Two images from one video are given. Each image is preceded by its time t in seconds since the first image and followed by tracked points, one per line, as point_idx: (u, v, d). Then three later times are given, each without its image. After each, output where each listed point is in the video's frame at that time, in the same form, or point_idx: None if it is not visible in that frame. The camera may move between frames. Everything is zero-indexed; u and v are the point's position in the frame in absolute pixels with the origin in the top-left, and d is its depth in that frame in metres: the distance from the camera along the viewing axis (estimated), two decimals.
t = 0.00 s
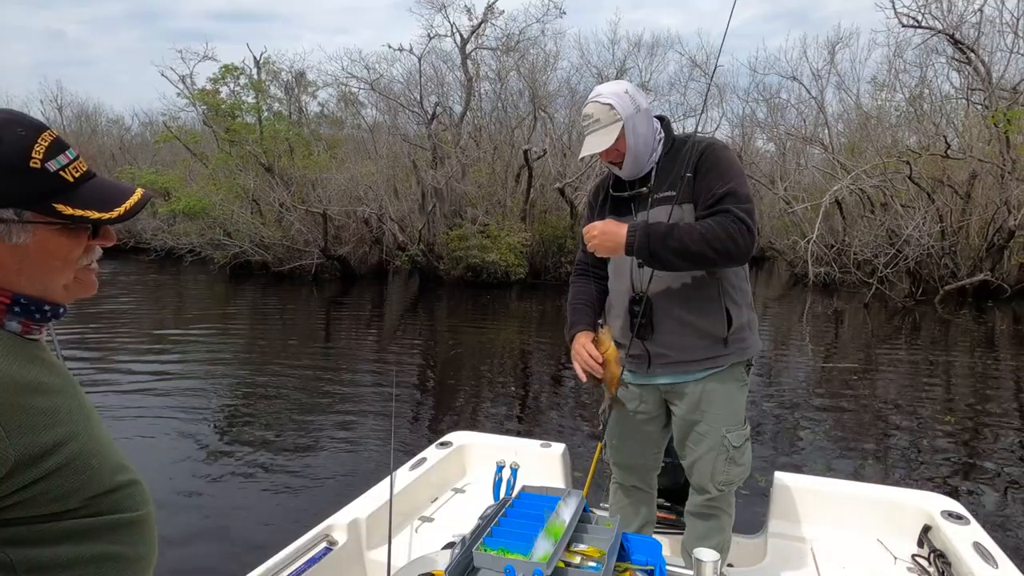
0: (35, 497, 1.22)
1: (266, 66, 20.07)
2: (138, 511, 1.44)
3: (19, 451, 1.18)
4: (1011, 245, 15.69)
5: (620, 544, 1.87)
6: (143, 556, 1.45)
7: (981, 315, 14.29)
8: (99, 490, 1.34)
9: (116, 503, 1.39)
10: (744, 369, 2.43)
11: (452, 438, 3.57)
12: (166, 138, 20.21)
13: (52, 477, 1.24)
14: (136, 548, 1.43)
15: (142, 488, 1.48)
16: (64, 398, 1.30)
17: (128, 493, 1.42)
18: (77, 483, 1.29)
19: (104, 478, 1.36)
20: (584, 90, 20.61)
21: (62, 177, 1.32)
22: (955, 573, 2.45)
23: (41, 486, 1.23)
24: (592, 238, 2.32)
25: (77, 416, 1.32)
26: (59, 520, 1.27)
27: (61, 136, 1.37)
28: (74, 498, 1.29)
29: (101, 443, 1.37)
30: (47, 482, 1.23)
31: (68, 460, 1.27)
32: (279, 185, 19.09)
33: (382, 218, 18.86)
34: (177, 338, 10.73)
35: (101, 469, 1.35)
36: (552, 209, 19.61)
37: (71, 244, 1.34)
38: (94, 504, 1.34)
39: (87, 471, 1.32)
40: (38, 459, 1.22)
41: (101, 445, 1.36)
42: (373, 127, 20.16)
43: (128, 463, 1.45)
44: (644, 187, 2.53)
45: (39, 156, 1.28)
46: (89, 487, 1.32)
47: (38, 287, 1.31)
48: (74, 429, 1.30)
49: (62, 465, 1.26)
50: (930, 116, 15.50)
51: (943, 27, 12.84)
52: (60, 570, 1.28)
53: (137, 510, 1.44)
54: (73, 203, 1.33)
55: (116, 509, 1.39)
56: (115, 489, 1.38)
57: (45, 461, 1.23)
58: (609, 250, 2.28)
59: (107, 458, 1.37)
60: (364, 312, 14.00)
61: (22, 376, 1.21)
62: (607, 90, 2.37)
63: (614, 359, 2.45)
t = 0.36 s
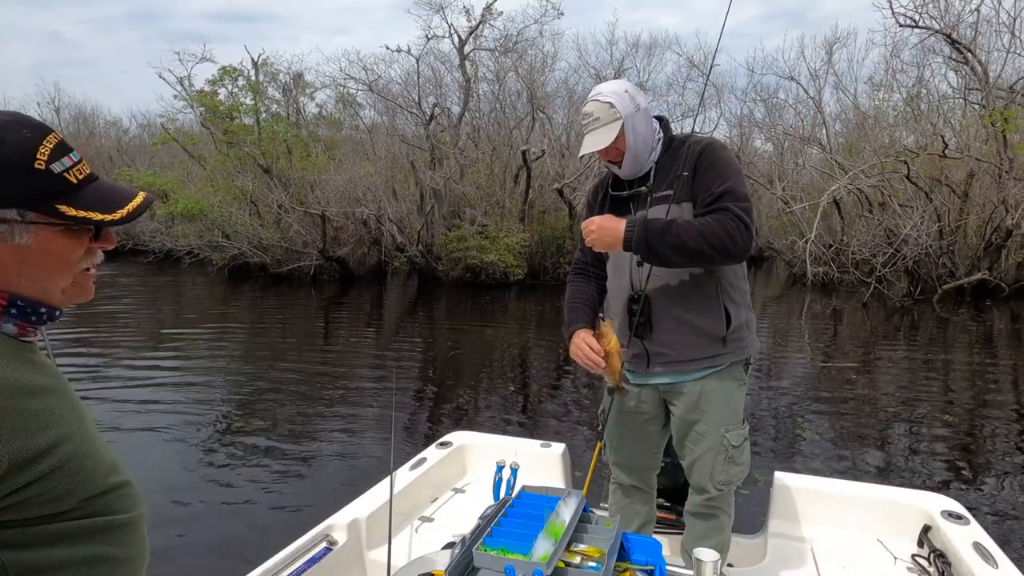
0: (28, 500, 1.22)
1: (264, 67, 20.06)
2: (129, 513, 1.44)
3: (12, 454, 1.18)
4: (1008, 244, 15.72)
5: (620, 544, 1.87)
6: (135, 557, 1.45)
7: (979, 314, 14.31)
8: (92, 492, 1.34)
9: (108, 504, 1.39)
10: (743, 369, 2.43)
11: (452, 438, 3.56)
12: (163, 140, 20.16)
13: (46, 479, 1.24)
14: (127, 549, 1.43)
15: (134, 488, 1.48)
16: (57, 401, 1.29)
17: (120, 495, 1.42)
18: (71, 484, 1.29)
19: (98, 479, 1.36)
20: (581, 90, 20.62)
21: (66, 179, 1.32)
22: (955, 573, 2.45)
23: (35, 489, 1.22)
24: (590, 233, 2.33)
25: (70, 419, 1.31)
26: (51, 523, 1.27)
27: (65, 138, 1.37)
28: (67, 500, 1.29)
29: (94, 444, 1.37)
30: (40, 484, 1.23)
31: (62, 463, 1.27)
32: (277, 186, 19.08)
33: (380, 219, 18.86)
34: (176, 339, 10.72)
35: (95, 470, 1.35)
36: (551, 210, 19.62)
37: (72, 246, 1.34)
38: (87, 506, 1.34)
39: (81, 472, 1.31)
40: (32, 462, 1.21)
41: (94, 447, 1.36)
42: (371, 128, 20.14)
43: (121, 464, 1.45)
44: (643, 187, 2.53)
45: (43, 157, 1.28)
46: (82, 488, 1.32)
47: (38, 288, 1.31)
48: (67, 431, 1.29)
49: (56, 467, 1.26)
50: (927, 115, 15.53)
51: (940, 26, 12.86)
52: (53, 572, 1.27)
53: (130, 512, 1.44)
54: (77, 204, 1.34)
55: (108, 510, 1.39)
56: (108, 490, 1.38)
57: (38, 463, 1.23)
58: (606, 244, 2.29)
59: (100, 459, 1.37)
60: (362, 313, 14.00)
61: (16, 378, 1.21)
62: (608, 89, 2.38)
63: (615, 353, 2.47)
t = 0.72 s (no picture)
0: (30, 500, 1.22)
1: (262, 67, 20.04)
2: (132, 513, 1.43)
3: (14, 454, 1.17)
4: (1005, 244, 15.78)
5: (620, 544, 1.87)
6: (138, 556, 1.44)
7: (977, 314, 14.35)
8: (92, 492, 1.33)
9: (109, 505, 1.38)
10: (742, 369, 2.44)
11: (452, 438, 3.57)
12: (161, 139, 20.10)
13: (45, 481, 1.23)
14: (130, 549, 1.42)
15: (136, 488, 1.47)
16: (58, 402, 1.29)
17: (121, 494, 1.41)
18: (72, 485, 1.29)
19: (99, 479, 1.35)
20: (580, 91, 20.62)
21: (55, 171, 1.31)
22: (955, 573, 2.46)
23: (37, 489, 1.22)
24: (595, 224, 2.24)
25: (72, 420, 1.31)
26: (52, 524, 1.26)
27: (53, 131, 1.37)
28: (68, 501, 1.28)
29: (94, 444, 1.37)
30: (42, 485, 1.23)
31: (63, 463, 1.27)
32: (275, 186, 19.05)
33: (378, 219, 18.86)
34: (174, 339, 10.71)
35: (96, 471, 1.34)
36: (549, 210, 19.65)
37: (64, 239, 1.34)
38: (88, 506, 1.33)
39: (82, 473, 1.31)
40: (33, 463, 1.21)
41: (95, 447, 1.36)
42: (369, 128, 20.09)
43: (122, 463, 1.45)
44: (648, 184, 2.53)
45: (31, 149, 1.28)
46: (83, 489, 1.31)
47: (33, 284, 1.30)
48: (69, 430, 1.29)
49: (55, 469, 1.25)
50: (924, 115, 15.58)
51: (937, 27, 12.89)
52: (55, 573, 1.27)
53: (131, 512, 1.43)
54: (67, 196, 1.33)
55: (110, 511, 1.38)
56: (109, 490, 1.38)
57: (39, 464, 1.22)
58: (614, 238, 2.22)
59: (101, 458, 1.37)
60: (361, 313, 13.99)
61: (15, 379, 1.20)
62: (617, 83, 2.37)
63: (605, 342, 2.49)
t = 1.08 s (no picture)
0: (34, 504, 1.21)
1: (259, 66, 20.00)
2: (137, 514, 1.43)
3: (18, 457, 1.17)
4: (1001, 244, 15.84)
5: (620, 544, 1.87)
6: (144, 557, 1.44)
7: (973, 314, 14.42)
8: (96, 494, 1.33)
9: (113, 506, 1.37)
10: (742, 370, 2.45)
11: (452, 438, 3.56)
12: (157, 139, 20.04)
13: (49, 484, 1.23)
14: (136, 550, 1.42)
15: (140, 488, 1.47)
16: (58, 404, 1.28)
17: (126, 495, 1.41)
18: (76, 488, 1.28)
19: (101, 481, 1.34)
20: (578, 90, 20.61)
21: (45, 168, 1.30)
22: (955, 573, 2.46)
23: (40, 492, 1.21)
24: (608, 222, 2.15)
25: (73, 423, 1.30)
26: (56, 527, 1.26)
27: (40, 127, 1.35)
28: (72, 504, 1.28)
29: (97, 445, 1.36)
30: (47, 489, 1.22)
31: (67, 466, 1.26)
32: (273, 186, 19.00)
33: (376, 219, 18.83)
34: (171, 339, 10.69)
35: (98, 472, 1.33)
36: (547, 210, 19.67)
37: (58, 236, 1.33)
38: (91, 509, 1.33)
39: (85, 475, 1.30)
40: (36, 466, 1.20)
41: (97, 448, 1.35)
42: (367, 127, 20.05)
43: (125, 464, 1.44)
44: (656, 182, 2.56)
45: (19, 146, 1.26)
46: (87, 491, 1.31)
47: (28, 283, 1.30)
48: (70, 432, 1.28)
49: (58, 472, 1.24)
50: (921, 116, 15.63)
51: (934, 27, 12.91)
52: None
53: (136, 512, 1.43)
54: (58, 192, 1.32)
55: (115, 512, 1.38)
56: (112, 492, 1.37)
57: (42, 467, 1.22)
58: (628, 235, 2.13)
59: (104, 459, 1.36)
60: (359, 312, 13.99)
61: (16, 382, 1.19)
62: (634, 75, 2.38)
63: (582, 324, 2.64)
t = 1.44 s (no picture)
0: (28, 505, 1.20)
1: (255, 66, 19.94)
2: (138, 515, 1.43)
3: (11, 460, 1.16)
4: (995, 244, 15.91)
5: (620, 544, 1.87)
6: (144, 558, 1.44)
7: (968, 313, 14.50)
8: (93, 496, 1.32)
9: (112, 508, 1.37)
10: (741, 370, 2.45)
11: (452, 438, 3.56)
12: (153, 139, 19.97)
13: (43, 487, 1.22)
14: (137, 552, 1.42)
15: (140, 489, 1.46)
16: (54, 406, 1.28)
17: (126, 496, 1.41)
18: (71, 489, 1.28)
19: (99, 482, 1.34)
20: (575, 91, 20.63)
21: (32, 166, 1.29)
22: (954, 573, 2.47)
23: (35, 494, 1.21)
24: (634, 239, 2.12)
25: (70, 424, 1.30)
26: (53, 528, 1.26)
27: (28, 125, 1.35)
28: (67, 506, 1.27)
29: (96, 445, 1.36)
30: (43, 490, 1.22)
31: (62, 467, 1.25)
32: (269, 186, 18.97)
33: (373, 219, 18.81)
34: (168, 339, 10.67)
35: (95, 473, 1.33)
36: (544, 210, 19.67)
37: (47, 236, 1.32)
38: (88, 510, 1.32)
39: (81, 476, 1.30)
40: (31, 467, 1.20)
41: (95, 449, 1.34)
42: (364, 127, 20.01)
43: (126, 465, 1.44)
44: (662, 181, 2.53)
45: (5, 144, 1.26)
46: (82, 492, 1.30)
47: (18, 282, 1.29)
48: (66, 433, 1.28)
49: (53, 473, 1.24)
50: (916, 116, 15.69)
51: (929, 28, 12.97)
52: None
53: (135, 514, 1.43)
54: (47, 192, 1.30)
55: (114, 514, 1.37)
56: (111, 493, 1.36)
57: (37, 468, 1.21)
58: (655, 250, 2.12)
59: (103, 460, 1.35)
60: (356, 313, 13.97)
61: (10, 384, 1.19)
62: (647, 69, 2.39)
63: (567, 306, 2.72)
